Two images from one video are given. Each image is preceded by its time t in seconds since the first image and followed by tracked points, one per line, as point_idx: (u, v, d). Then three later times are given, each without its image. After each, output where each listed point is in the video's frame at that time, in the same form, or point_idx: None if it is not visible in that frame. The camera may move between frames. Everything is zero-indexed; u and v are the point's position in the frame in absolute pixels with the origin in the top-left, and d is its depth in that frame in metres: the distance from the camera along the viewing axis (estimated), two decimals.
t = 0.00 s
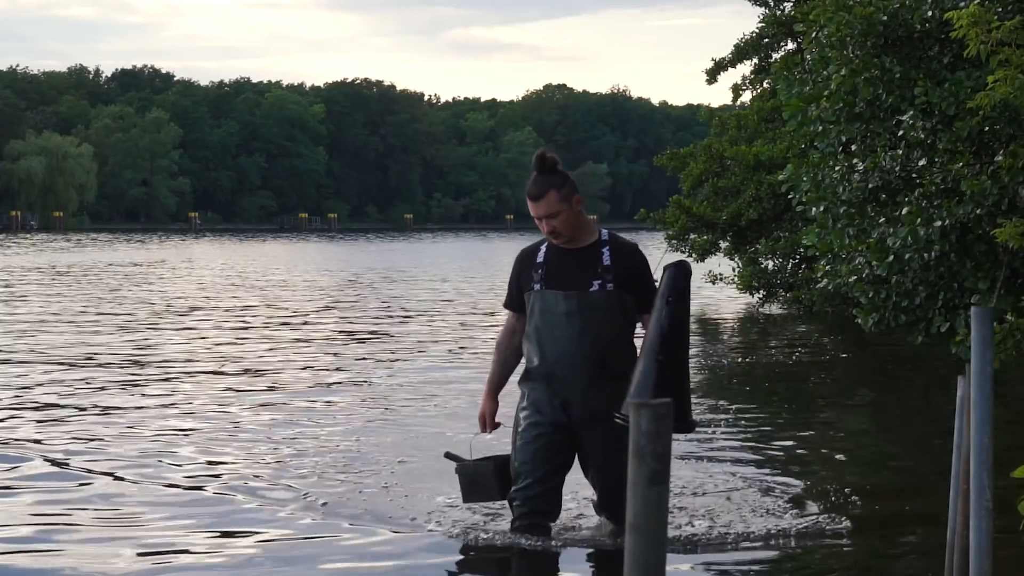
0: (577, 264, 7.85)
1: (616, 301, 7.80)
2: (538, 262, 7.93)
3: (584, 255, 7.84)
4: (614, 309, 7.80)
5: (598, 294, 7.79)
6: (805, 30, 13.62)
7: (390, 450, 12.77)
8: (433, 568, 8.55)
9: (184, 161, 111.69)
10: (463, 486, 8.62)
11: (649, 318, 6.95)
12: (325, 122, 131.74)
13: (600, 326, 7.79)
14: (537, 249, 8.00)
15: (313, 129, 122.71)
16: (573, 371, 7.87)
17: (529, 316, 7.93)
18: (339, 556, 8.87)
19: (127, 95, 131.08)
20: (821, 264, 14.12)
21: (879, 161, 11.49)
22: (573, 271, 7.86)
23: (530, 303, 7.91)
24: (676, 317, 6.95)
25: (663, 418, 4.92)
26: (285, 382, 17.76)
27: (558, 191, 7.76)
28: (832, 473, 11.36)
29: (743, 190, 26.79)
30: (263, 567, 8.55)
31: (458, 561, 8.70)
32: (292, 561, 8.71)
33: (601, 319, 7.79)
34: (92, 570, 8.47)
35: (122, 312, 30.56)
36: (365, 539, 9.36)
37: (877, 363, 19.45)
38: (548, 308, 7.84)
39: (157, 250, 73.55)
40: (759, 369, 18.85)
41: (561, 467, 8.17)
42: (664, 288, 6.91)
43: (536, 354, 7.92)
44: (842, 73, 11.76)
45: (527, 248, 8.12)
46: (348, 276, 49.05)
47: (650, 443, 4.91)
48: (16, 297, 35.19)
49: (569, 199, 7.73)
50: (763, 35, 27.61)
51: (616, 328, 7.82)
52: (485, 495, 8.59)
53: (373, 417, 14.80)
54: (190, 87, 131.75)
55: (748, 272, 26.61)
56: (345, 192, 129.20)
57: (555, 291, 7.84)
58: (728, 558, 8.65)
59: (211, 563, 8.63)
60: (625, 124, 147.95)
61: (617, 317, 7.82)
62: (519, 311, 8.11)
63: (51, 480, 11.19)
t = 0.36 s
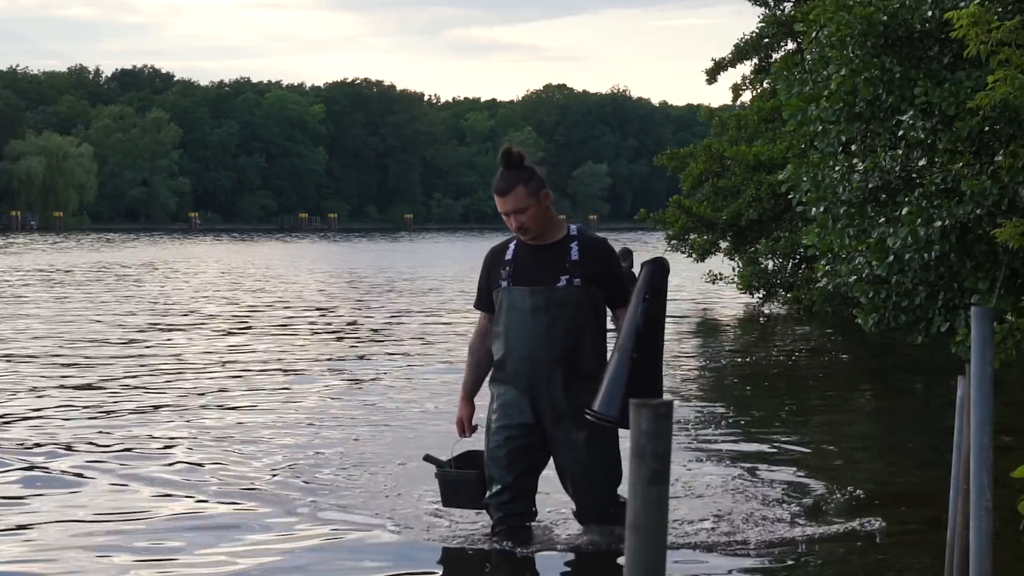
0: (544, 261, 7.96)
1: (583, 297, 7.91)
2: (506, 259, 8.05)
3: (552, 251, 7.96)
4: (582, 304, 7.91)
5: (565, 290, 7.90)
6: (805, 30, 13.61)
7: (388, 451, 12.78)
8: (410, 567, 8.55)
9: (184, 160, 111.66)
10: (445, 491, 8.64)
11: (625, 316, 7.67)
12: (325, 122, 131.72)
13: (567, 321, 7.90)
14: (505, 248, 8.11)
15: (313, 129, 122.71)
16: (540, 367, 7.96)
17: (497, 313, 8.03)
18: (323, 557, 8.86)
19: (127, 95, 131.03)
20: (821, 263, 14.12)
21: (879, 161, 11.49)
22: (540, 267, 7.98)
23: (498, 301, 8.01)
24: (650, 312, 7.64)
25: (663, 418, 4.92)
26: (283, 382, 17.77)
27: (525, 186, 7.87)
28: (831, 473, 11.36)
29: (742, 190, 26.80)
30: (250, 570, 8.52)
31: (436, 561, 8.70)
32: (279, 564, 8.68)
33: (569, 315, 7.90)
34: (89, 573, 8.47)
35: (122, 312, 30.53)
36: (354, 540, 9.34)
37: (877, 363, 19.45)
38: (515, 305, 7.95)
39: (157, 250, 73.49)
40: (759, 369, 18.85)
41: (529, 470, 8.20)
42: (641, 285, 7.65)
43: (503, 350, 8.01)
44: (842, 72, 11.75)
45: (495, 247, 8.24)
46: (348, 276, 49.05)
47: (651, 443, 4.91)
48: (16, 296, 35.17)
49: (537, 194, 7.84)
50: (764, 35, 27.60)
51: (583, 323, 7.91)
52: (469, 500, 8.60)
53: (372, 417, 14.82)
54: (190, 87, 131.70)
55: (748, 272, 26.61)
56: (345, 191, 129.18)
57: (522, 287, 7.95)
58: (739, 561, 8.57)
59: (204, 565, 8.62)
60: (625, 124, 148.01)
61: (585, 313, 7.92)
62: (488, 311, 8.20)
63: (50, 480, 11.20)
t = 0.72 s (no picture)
0: (524, 257, 7.77)
1: (561, 294, 7.69)
2: (487, 256, 7.87)
3: (532, 248, 7.76)
4: (559, 302, 7.70)
5: (542, 288, 7.70)
6: (804, 30, 13.62)
7: (387, 450, 12.77)
8: (397, 571, 8.48)
9: (184, 160, 111.66)
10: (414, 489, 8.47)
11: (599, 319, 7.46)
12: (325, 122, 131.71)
13: (543, 320, 7.69)
14: (487, 244, 7.95)
15: (313, 129, 122.71)
16: (516, 366, 7.77)
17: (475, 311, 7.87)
18: (313, 559, 8.81)
19: (127, 95, 131.02)
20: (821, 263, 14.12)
21: (879, 161, 11.47)
22: (522, 264, 7.77)
23: (476, 298, 7.85)
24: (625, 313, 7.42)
25: (663, 418, 4.92)
26: (283, 382, 17.76)
27: (508, 182, 7.73)
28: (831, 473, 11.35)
29: (742, 190, 26.80)
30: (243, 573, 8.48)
31: (424, 563, 8.66)
32: (270, 566, 8.62)
33: (545, 312, 7.69)
34: (84, 574, 8.43)
35: (122, 312, 30.51)
36: (347, 542, 9.30)
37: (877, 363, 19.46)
38: (491, 302, 7.77)
39: (157, 250, 73.47)
40: (758, 369, 18.85)
41: (508, 471, 8.06)
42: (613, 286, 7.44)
43: (480, 349, 7.84)
44: (842, 72, 11.74)
45: (479, 243, 8.07)
46: (348, 276, 49.05)
47: (650, 443, 4.91)
48: (15, 296, 35.15)
49: (520, 190, 7.69)
50: (764, 35, 27.60)
51: (560, 322, 7.70)
52: (439, 499, 8.43)
53: (371, 417, 14.81)
54: (191, 87, 131.76)
55: (748, 272, 26.60)
56: (345, 191, 129.21)
57: (499, 283, 7.77)
58: (737, 563, 8.54)
59: (198, 567, 8.58)
60: (625, 124, 148.02)
61: (562, 311, 7.71)
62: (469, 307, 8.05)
63: (49, 480, 11.20)
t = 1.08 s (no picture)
0: (511, 259, 7.75)
1: (546, 296, 7.66)
2: (473, 258, 7.88)
3: (519, 251, 7.75)
4: (544, 305, 7.67)
5: (527, 290, 7.67)
6: (804, 30, 13.62)
7: (387, 451, 12.78)
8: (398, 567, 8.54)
9: (184, 160, 111.64)
10: (390, 486, 8.50)
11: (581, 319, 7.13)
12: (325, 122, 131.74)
13: (528, 322, 7.67)
14: (476, 246, 7.96)
15: (313, 129, 122.76)
16: (502, 370, 7.75)
17: (462, 313, 7.87)
18: (305, 562, 8.77)
19: (127, 95, 130.97)
20: (821, 263, 14.10)
21: (879, 161, 11.48)
22: (507, 265, 7.77)
23: (462, 300, 7.86)
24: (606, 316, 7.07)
25: (663, 418, 4.92)
26: (282, 382, 17.78)
27: (499, 182, 7.76)
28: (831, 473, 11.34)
29: (742, 190, 26.80)
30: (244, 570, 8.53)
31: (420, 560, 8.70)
32: (263, 568, 8.58)
33: (530, 315, 7.67)
34: (85, 573, 8.46)
35: (121, 312, 30.51)
36: (348, 541, 9.35)
37: (877, 364, 19.45)
38: (476, 305, 7.77)
39: (158, 250, 73.45)
40: (758, 369, 18.85)
41: (499, 476, 8.06)
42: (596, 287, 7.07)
43: (468, 353, 7.84)
44: (842, 73, 11.74)
45: (468, 245, 8.09)
46: (348, 276, 49.07)
47: (650, 443, 4.91)
48: (15, 297, 35.14)
49: (511, 191, 7.71)
50: (764, 35, 27.59)
51: (545, 324, 7.67)
52: (411, 504, 8.38)
53: (370, 418, 14.80)
54: (190, 87, 131.73)
55: (748, 272, 26.59)
56: (345, 191, 129.19)
57: (484, 286, 7.77)
58: (737, 562, 8.56)
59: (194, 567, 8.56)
60: (625, 125, 148.02)
61: (547, 313, 7.67)
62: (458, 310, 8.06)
63: (49, 480, 11.22)
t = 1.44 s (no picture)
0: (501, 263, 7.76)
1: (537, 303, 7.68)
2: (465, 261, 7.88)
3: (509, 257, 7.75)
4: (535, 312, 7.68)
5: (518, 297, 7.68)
6: (804, 30, 13.63)
7: (389, 447, 12.80)
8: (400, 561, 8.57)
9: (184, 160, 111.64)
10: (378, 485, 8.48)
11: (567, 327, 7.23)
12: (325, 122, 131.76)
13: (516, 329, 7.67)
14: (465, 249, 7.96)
15: (313, 129, 122.80)
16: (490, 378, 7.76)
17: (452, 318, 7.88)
18: (302, 555, 8.73)
19: (127, 95, 130.93)
20: (821, 262, 14.11)
21: (879, 161, 11.54)
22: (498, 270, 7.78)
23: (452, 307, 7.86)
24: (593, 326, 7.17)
25: (663, 418, 4.92)
26: (283, 381, 17.79)
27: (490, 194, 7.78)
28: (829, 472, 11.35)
29: (742, 190, 26.83)
30: (249, 562, 8.57)
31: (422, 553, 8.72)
32: (267, 560, 8.61)
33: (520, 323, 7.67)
34: (89, 567, 8.49)
35: (122, 312, 30.51)
36: (353, 532, 9.38)
37: (877, 363, 19.45)
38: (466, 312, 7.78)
39: (158, 250, 73.43)
40: (758, 369, 18.86)
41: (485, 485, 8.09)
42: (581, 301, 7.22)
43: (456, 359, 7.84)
44: (841, 73, 11.75)
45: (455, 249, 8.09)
46: (348, 276, 49.07)
47: (651, 442, 4.92)
48: (16, 297, 35.13)
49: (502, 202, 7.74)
50: (764, 35, 27.60)
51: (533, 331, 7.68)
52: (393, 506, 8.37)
53: (372, 416, 14.81)
54: (190, 87, 131.71)
55: (747, 272, 26.60)
56: (345, 191, 129.18)
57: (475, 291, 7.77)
58: (745, 562, 8.55)
59: (195, 563, 8.52)
60: (625, 125, 148.04)
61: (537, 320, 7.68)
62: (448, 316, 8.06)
63: (53, 477, 11.24)
